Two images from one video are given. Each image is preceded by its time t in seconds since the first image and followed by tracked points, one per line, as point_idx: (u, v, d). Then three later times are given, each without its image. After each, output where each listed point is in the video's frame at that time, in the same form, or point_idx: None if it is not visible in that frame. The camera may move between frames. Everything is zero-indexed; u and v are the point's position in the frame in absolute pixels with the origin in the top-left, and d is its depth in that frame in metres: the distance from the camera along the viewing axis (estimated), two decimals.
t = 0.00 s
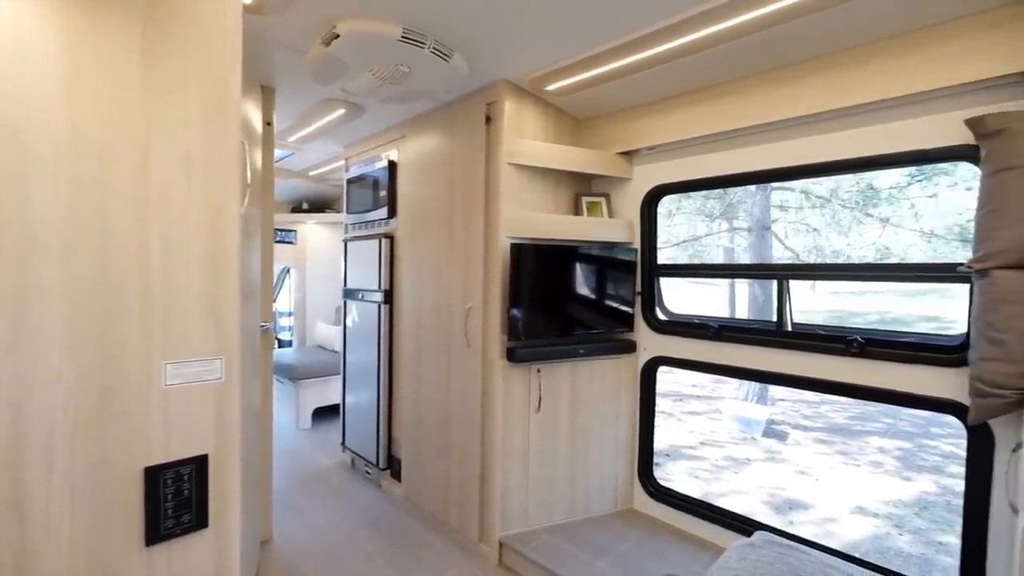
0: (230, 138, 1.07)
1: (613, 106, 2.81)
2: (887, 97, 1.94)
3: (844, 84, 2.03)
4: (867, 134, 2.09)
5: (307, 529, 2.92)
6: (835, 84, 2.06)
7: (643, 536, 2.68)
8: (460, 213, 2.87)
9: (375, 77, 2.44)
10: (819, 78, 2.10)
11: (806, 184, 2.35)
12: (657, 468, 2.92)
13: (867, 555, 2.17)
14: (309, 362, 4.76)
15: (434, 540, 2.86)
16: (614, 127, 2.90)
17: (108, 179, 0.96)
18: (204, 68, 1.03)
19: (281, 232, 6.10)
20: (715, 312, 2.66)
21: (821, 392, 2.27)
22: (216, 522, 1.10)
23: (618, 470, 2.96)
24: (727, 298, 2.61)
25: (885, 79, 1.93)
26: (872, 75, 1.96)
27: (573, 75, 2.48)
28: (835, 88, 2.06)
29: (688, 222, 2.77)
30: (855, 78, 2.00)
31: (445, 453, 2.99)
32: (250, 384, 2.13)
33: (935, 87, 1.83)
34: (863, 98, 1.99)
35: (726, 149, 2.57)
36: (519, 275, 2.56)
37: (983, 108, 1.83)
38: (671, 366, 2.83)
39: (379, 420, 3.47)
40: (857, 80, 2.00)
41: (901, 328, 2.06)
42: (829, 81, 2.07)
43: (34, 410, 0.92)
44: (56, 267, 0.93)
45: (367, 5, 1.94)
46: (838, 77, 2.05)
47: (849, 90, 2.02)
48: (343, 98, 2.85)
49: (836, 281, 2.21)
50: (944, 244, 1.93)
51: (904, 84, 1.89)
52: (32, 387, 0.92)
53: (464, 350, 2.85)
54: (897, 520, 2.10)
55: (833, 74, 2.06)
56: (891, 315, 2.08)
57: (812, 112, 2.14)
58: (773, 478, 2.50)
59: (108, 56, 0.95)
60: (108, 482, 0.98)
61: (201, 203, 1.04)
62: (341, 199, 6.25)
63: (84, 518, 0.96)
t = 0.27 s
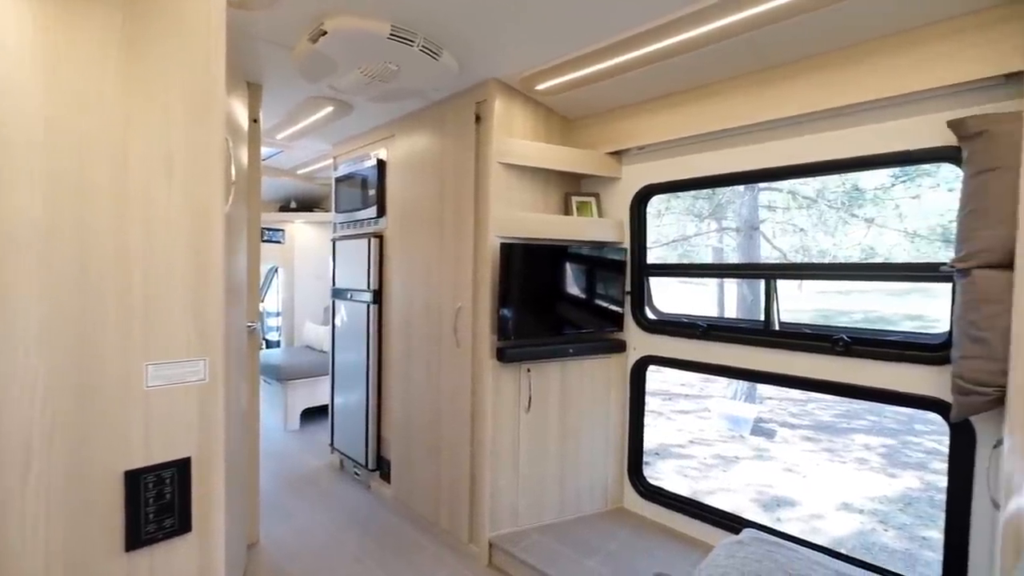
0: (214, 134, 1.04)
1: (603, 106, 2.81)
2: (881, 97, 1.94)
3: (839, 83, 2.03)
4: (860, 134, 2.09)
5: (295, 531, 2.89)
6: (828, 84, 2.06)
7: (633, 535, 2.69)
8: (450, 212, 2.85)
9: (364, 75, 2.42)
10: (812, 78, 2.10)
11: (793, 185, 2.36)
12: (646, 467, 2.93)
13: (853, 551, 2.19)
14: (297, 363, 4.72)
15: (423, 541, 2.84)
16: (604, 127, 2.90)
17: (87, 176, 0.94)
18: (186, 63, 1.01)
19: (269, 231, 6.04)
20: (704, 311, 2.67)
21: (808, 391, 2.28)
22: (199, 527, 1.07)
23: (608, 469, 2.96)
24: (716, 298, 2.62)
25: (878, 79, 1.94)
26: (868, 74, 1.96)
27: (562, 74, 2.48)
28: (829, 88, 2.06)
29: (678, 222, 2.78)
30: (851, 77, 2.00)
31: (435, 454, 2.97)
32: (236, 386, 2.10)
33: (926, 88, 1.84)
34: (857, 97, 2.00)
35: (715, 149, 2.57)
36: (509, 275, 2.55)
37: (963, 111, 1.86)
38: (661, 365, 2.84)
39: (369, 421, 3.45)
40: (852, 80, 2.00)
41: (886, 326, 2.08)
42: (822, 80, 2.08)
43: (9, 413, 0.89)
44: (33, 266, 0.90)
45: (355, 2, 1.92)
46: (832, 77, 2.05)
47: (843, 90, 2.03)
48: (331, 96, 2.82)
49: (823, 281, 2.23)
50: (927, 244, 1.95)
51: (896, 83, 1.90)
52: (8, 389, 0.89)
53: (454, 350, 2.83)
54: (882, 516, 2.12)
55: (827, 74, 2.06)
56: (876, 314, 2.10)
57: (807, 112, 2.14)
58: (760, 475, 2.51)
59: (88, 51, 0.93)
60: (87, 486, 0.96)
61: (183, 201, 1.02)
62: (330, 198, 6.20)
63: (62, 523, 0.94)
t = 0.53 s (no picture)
0: (200, 133, 1.03)
1: (594, 107, 2.81)
2: (878, 97, 1.94)
3: (835, 83, 2.03)
4: (855, 134, 2.09)
5: (285, 534, 2.86)
6: (824, 83, 2.06)
7: (623, 534, 2.69)
8: (441, 211, 2.84)
9: (353, 74, 2.40)
10: (807, 78, 2.10)
11: (781, 186, 2.37)
12: (637, 466, 2.94)
13: (841, 547, 2.20)
14: (287, 364, 4.67)
15: (414, 543, 2.82)
16: (595, 127, 2.89)
17: (69, 173, 0.92)
18: (171, 61, 1.00)
19: (257, 231, 5.98)
20: (694, 311, 2.68)
21: (796, 389, 2.30)
22: (184, 531, 1.06)
23: (599, 468, 2.96)
24: (705, 297, 2.63)
25: (876, 79, 1.93)
26: (866, 74, 1.95)
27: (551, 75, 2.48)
28: (823, 88, 2.06)
29: (669, 222, 2.78)
30: (848, 77, 2.00)
31: (426, 455, 2.96)
32: (223, 387, 2.08)
33: (914, 88, 1.85)
34: (854, 97, 1.99)
35: (705, 150, 2.58)
36: (500, 275, 2.54)
37: (943, 114, 1.89)
38: (652, 365, 2.84)
39: (359, 422, 3.43)
40: (849, 79, 1.99)
41: (872, 325, 2.09)
42: (817, 80, 2.07)
43: None
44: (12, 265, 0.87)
45: None
46: (827, 77, 2.05)
47: (838, 89, 2.02)
48: (320, 94, 2.79)
49: (811, 280, 2.24)
50: (913, 244, 1.98)
51: (892, 83, 1.90)
52: None
53: (445, 350, 2.81)
54: (869, 512, 2.14)
55: (822, 74, 2.06)
56: (863, 313, 2.12)
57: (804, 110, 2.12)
58: (750, 474, 2.53)
59: (69, 46, 0.91)
60: (66, 490, 0.93)
61: (168, 198, 1.01)
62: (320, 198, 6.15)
63: (42, 529, 0.91)
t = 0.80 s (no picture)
0: (185, 130, 1.02)
1: (585, 107, 2.82)
2: (879, 97, 1.93)
3: (833, 83, 2.03)
4: (851, 135, 2.08)
5: (273, 536, 2.83)
6: (820, 84, 2.06)
7: (613, 533, 2.69)
8: (431, 211, 2.83)
9: (342, 73, 2.39)
10: (803, 78, 2.10)
11: (769, 187, 2.39)
12: (627, 465, 2.95)
13: (827, 544, 2.23)
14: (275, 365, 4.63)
15: (404, 544, 2.81)
16: (586, 127, 2.90)
17: (50, 170, 0.90)
18: (156, 59, 0.99)
19: (245, 231, 5.93)
20: (683, 311, 2.70)
21: (783, 388, 2.32)
22: (170, 534, 1.04)
23: (589, 468, 2.97)
24: (695, 297, 2.65)
25: (879, 79, 1.92)
26: (866, 75, 1.95)
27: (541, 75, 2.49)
28: (820, 88, 2.06)
29: (659, 223, 2.79)
30: (844, 77, 2.00)
31: (416, 456, 2.95)
32: (210, 389, 2.06)
33: (901, 91, 1.88)
34: (852, 97, 1.99)
35: (695, 151, 2.59)
36: (490, 275, 2.54)
37: (925, 117, 1.92)
38: (642, 364, 2.85)
39: (348, 422, 3.41)
40: (847, 80, 1.99)
41: (858, 325, 2.12)
42: (812, 81, 2.08)
43: None
44: None
45: None
46: (822, 77, 2.05)
47: (835, 90, 2.02)
48: (309, 93, 2.77)
49: (799, 280, 2.26)
50: (897, 245, 2.00)
51: (890, 84, 1.89)
52: None
53: (436, 351, 2.80)
54: (855, 509, 2.16)
55: (818, 75, 2.06)
56: (849, 313, 2.14)
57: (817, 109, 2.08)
58: (739, 472, 2.54)
59: (49, 41, 0.90)
60: (48, 495, 0.91)
61: (153, 196, 1.00)
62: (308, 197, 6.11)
63: (23, 534, 0.89)
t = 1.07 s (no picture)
0: (171, 127, 1.01)
1: (578, 108, 2.81)
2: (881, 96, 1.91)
3: (848, 83, 1.97)
4: (851, 137, 2.07)
5: (264, 539, 2.81)
6: (812, 85, 2.06)
7: (606, 533, 2.70)
8: (423, 211, 2.82)
9: (333, 72, 2.37)
10: (819, 78, 2.04)
11: (760, 188, 2.40)
12: (620, 465, 2.95)
13: (816, 542, 2.24)
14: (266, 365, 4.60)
15: (396, 546, 2.80)
16: (578, 128, 2.90)
17: (34, 167, 0.88)
18: (141, 55, 0.97)
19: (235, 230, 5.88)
20: (674, 311, 2.71)
21: (773, 387, 2.33)
22: (157, 538, 1.02)
23: (582, 467, 2.97)
24: (686, 298, 2.66)
25: (872, 81, 1.92)
26: (878, 72, 1.90)
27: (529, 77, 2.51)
28: (839, 89, 1.99)
29: (651, 223, 2.80)
30: (858, 76, 1.95)
31: (408, 456, 2.93)
32: (198, 391, 2.03)
33: (883, 95, 1.90)
34: (849, 98, 1.98)
35: (687, 152, 2.59)
36: (482, 276, 2.53)
37: (908, 121, 1.94)
38: (633, 364, 2.86)
39: (340, 423, 3.39)
40: (859, 79, 1.94)
41: (846, 325, 2.13)
42: (827, 80, 2.02)
43: None
44: None
45: None
46: (833, 76, 2.00)
47: (830, 90, 2.01)
48: (300, 92, 2.75)
49: (788, 281, 2.27)
50: (885, 246, 2.02)
51: (891, 85, 1.88)
52: None
53: (428, 351, 2.79)
54: (843, 507, 2.18)
55: (830, 73, 2.01)
56: (837, 313, 2.15)
57: (823, 108, 2.05)
58: (730, 471, 2.56)
59: (34, 35, 0.88)
60: (32, 500, 0.89)
61: (141, 194, 0.98)
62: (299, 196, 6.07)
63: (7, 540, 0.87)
